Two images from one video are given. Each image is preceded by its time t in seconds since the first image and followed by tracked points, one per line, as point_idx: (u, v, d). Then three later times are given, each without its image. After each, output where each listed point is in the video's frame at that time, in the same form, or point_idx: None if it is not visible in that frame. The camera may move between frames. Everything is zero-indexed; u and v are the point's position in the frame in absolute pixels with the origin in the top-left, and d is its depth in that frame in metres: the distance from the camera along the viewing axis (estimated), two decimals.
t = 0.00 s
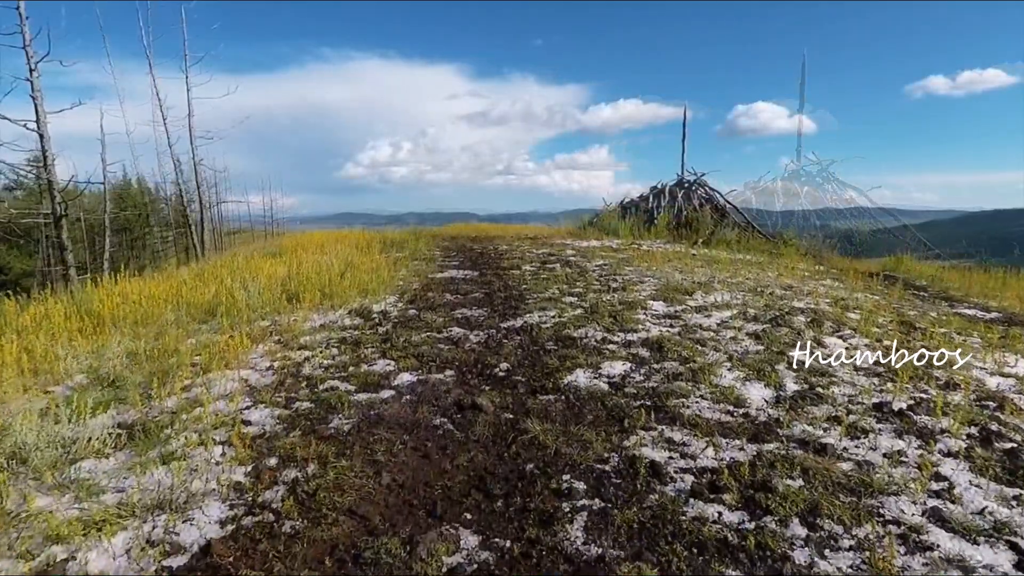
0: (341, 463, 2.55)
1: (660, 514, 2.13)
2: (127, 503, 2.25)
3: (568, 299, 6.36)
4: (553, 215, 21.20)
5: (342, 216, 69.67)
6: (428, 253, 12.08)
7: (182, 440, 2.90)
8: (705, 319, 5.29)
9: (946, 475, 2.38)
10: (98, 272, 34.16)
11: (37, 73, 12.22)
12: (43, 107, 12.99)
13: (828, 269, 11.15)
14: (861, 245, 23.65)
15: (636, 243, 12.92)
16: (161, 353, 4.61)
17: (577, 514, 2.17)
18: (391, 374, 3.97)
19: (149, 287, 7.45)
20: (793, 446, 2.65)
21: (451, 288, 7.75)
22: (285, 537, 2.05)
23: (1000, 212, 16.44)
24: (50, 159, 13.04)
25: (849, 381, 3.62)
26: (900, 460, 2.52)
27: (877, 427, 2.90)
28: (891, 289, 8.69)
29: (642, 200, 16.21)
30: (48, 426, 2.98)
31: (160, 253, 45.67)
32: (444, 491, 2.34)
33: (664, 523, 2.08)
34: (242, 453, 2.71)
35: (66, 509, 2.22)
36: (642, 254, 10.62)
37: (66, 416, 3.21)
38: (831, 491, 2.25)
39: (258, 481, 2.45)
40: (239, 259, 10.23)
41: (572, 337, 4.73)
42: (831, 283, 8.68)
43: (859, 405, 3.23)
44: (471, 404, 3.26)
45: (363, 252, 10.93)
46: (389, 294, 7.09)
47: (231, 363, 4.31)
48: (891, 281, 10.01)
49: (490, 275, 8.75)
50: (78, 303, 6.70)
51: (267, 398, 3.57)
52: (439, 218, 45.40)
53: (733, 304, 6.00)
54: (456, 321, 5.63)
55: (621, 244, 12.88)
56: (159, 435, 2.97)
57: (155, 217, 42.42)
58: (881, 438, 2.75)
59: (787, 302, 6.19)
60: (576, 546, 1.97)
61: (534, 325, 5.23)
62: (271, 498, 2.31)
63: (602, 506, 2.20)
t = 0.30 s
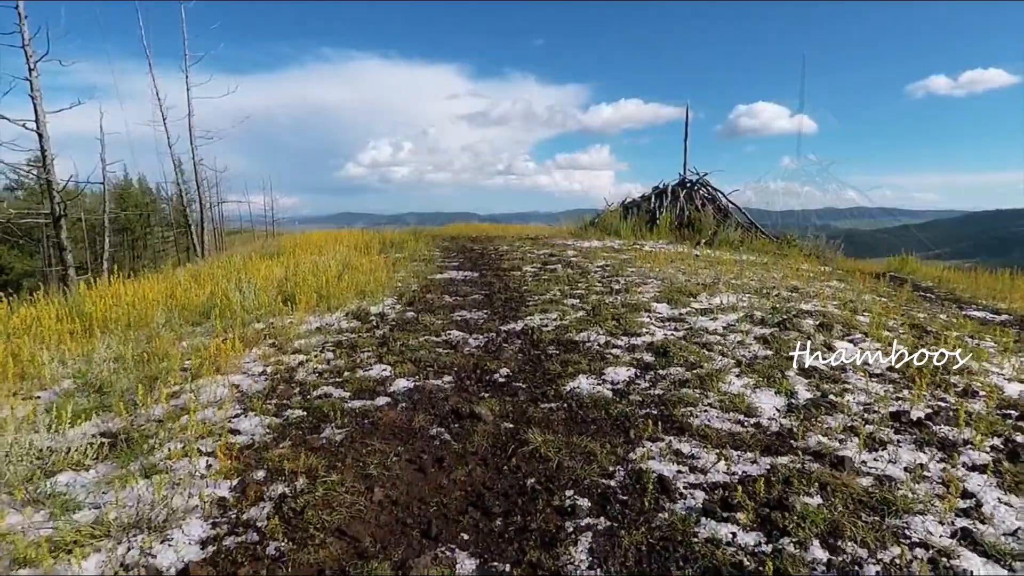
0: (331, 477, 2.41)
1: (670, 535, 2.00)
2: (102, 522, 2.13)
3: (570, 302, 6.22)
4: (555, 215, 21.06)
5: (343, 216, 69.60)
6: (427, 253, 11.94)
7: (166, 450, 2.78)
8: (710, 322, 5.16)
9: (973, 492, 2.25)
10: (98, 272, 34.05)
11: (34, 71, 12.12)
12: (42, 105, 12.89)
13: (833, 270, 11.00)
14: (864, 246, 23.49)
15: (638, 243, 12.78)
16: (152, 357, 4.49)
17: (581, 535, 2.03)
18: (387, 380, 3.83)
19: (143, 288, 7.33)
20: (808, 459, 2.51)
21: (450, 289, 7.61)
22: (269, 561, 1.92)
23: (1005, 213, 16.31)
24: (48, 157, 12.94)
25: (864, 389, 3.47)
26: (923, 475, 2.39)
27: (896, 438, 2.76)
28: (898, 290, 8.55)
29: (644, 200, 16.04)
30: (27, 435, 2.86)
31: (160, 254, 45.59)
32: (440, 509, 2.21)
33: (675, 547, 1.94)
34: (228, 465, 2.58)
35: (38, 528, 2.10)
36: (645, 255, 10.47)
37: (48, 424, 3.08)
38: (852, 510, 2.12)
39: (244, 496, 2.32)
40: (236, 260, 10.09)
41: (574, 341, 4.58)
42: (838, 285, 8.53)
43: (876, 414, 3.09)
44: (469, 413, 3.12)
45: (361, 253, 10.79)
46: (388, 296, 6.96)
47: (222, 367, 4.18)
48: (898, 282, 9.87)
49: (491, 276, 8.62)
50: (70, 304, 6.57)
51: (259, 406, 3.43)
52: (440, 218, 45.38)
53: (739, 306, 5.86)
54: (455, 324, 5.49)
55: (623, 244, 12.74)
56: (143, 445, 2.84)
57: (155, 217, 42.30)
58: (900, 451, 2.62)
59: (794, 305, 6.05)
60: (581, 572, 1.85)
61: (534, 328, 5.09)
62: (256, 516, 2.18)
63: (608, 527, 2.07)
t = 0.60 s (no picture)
0: (319, 494, 2.27)
1: (682, 562, 1.86)
2: (73, 544, 1.98)
3: (572, 304, 6.07)
4: (556, 215, 20.90)
5: (343, 216, 69.64)
6: (427, 253, 11.78)
7: (147, 462, 2.63)
8: (715, 326, 5.00)
9: (1008, 513, 2.10)
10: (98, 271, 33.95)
11: (33, 69, 12.01)
12: (41, 103, 12.78)
13: (839, 271, 10.84)
14: (867, 246, 23.31)
15: (640, 243, 12.62)
16: (141, 362, 4.36)
17: (585, 560, 1.89)
18: (383, 387, 3.68)
19: (136, 289, 7.21)
20: (828, 475, 2.36)
21: (449, 290, 7.46)
22: None
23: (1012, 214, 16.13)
24: (45, 156, 12.82)
25: (881, 398, 3.32)
26: (952, 493, 2.24)
27: (920, 451, 2.61)
28: (907, 292, 8.38)
29: (646, 200, 15.87)
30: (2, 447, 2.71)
31: (161, 254, 45.51)
32: (434, 531, 2.06)
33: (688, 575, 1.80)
34: (212, 479, 2.44)
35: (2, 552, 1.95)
36: (647, 256, 10.31)
37: (25, 433, 2.94)
38: (878, 533, 1.97)
39: (227, 515, 2.18)
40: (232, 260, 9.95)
41: (575, 346, 4.42)
42: (845, 286, 8.37)
43: (896, 424, 2.93)
44: (467, 423, 2.96)
45: (360, 253, 10.65)
46: (385, 297, 6.81)
47: (212, 373, 4.04)
48: (906, 284, 9.71)
49: (491, 277, 8.48)
50: (61, 306, 6.42)
51: (248, 413, 3.29)
52: (441, 218, 45.28)
53: (746, 309, 5.70)
54: (454, 327, 5.34)
55: (625, 244, 12.59)
56: (123, 456, 2.70)
57: (155, 216, 42.20)
58: (925, 466, 2.47)
59: (802, 308, 5.89)
60: None
61: (535, 332, 4.93)
62: (238, 537, 2.03)
63: (615, 551, 1.92)
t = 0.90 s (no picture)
0: (308, 510, 2.15)
1: None
2: (44, 566, 1.87)
3: (574, 306, 5.94)
4: (557, 215, 20.78)
5: (344, 216, 69.57)
6: (426, 254, 11.66)
7: (130, 474, 2.51)
8: (720, 329, 4.87)
9: None
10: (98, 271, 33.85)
11: (30, 67, 11.90)
12: (40, 103, 12.74)
13: (844, 271, 10.71)
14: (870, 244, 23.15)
15: (642, 244, 12.50)
16: (131, 366, 4.25)
17: None
18: (378, 393, 3.56)
19: (130, 291, 7.10)
20: (844, 490, 2.24)
21: (448, 292, 7.34)
22: None
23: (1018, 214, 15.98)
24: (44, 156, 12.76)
25: (896, 406, 3.19)
26: (977, 510, 2.12)
27: (939, 464, 2.49)
28: (914, 293, 8.25)
29: (647, 200, 15.73)
30: None
31: (161, 254, 45.45)
32: (428, 552, 1.95)
33: None
34: (196, 493, 2.32)
35: None
36: (649, 256, 10.18)
37: (5, 443, 2.83)
38: (901, 556, 1.85)
39: (209, 533, 2.06)
40: (230, 260, 9.84)
41: (577, 350, 4.29)
42: (851, 288, 8.24)
43: (913, 435, 2.81)
44: (464, 434, 2.84)
45: (358, 253, 10.53)
46: (383, 299, 6.70)
47: (203, 378, 3.92)
48: (912, 285, 9.57)
49: (491, 279, 8.36)
50: (52, 308, 6.31)
51: (238, 422, 3.17)
52: (441, 218, 45.22)
53: (752, 311, 5.57)
54: (453, 330, 5.22)
55: (627, 244, 12.46)
56: (105, 467, 2.58)
57: (155, 217, 42.11)
58: (946, 480, 2.35)
59: (808, 310, 5.76)
60: None
61: (535, 336, 4.80)
62: (220, 558, 1.92)
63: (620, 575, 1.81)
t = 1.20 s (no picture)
0: (292, 534, 2.02)
1: None
2: None
3: (575, 309, 5.80)
4: (558, 216, 20.65)
5: (345, 216, 69.55)
6: (426, 255, 11.52)
7: (107, 491, 2.38)
8: (726, 334, 4.72)
9: None
10: (98, 271, 33.81)
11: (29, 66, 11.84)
12: (40, 102, 12.68)
13: (850, 273, 10.55)
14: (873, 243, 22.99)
15: (644, 244, 12.36)
16: (119, 373, 4.13)
17: None
18: (372, 402, 3.42)
19: (123, 292, 6.99)
20: (864, 512, 2.11)
21: (447, 294, 7.20)
22: None
23: None
24: (43, 156, 12.70)
25: (913, 418, 3.04)
26: (1007, 535, 1.98)
27: (963, 482, 2.35)
28: (922, 295, 8.10)
29: (649, 200, 15.58)
30: None
31: (162, 254, 45.43)
32: None
33: None
34: (174, 512, 2.19)
35: None
36: (651, 257, 10.04)
37: None
38: None
39: (186, 559, 1.93)
40: (227, 261, 9.72)
41: (578, 357, 4.14)
42: (857, 289, 8.09)
43: (932, 449, 2.66)
44: (459, 447, 2.70)
45: (356, 254, 10.41)
46: (381, 302, 6.57)
47: (192, 385, 3.79)
48: (920, 287, 9.42)
49: (491, 280, 8.23)
50: (43, 310, 6.19)
51: (225, 432, 3.04)
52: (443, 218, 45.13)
53: (758, 315, 5.43)
54: (451, 334, 5.08)
55: (629, 245, 12.32)
56: (83, 482, 2.45)
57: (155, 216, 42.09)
58: (972, 500, 2.21)
59: (816, 313, 5.61)
60: None
61: (535, 341, 4.65)
62: None
63: None
